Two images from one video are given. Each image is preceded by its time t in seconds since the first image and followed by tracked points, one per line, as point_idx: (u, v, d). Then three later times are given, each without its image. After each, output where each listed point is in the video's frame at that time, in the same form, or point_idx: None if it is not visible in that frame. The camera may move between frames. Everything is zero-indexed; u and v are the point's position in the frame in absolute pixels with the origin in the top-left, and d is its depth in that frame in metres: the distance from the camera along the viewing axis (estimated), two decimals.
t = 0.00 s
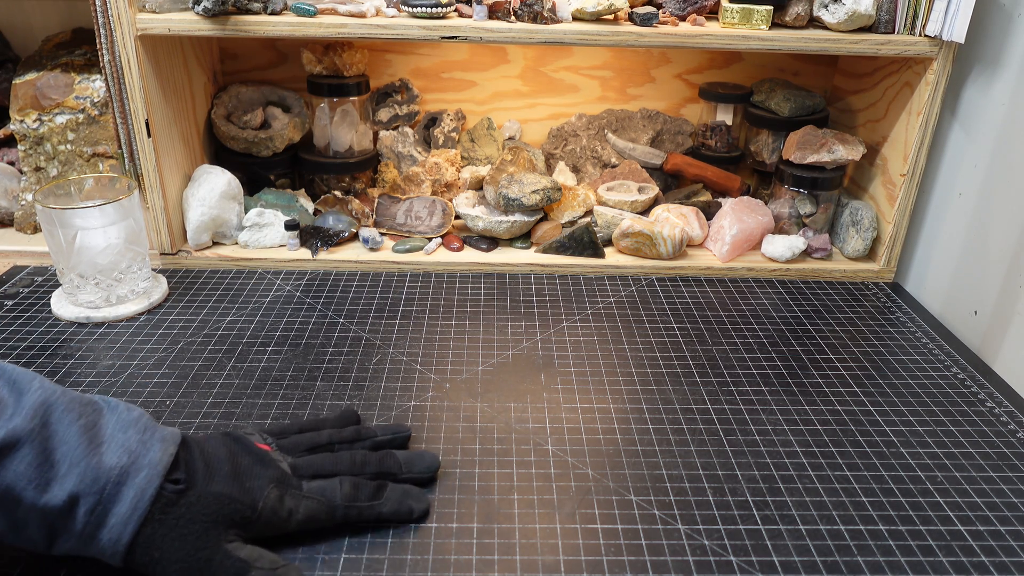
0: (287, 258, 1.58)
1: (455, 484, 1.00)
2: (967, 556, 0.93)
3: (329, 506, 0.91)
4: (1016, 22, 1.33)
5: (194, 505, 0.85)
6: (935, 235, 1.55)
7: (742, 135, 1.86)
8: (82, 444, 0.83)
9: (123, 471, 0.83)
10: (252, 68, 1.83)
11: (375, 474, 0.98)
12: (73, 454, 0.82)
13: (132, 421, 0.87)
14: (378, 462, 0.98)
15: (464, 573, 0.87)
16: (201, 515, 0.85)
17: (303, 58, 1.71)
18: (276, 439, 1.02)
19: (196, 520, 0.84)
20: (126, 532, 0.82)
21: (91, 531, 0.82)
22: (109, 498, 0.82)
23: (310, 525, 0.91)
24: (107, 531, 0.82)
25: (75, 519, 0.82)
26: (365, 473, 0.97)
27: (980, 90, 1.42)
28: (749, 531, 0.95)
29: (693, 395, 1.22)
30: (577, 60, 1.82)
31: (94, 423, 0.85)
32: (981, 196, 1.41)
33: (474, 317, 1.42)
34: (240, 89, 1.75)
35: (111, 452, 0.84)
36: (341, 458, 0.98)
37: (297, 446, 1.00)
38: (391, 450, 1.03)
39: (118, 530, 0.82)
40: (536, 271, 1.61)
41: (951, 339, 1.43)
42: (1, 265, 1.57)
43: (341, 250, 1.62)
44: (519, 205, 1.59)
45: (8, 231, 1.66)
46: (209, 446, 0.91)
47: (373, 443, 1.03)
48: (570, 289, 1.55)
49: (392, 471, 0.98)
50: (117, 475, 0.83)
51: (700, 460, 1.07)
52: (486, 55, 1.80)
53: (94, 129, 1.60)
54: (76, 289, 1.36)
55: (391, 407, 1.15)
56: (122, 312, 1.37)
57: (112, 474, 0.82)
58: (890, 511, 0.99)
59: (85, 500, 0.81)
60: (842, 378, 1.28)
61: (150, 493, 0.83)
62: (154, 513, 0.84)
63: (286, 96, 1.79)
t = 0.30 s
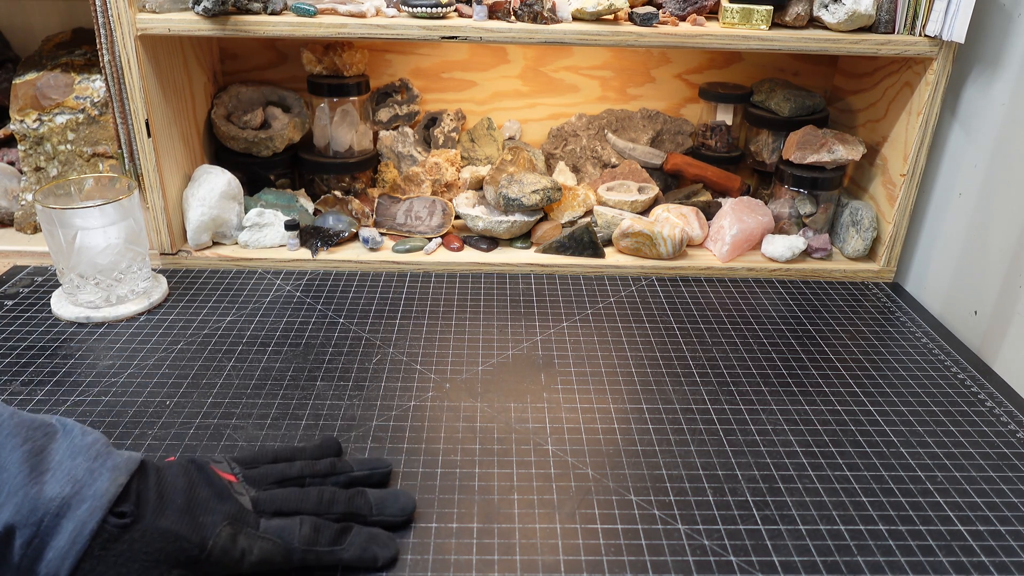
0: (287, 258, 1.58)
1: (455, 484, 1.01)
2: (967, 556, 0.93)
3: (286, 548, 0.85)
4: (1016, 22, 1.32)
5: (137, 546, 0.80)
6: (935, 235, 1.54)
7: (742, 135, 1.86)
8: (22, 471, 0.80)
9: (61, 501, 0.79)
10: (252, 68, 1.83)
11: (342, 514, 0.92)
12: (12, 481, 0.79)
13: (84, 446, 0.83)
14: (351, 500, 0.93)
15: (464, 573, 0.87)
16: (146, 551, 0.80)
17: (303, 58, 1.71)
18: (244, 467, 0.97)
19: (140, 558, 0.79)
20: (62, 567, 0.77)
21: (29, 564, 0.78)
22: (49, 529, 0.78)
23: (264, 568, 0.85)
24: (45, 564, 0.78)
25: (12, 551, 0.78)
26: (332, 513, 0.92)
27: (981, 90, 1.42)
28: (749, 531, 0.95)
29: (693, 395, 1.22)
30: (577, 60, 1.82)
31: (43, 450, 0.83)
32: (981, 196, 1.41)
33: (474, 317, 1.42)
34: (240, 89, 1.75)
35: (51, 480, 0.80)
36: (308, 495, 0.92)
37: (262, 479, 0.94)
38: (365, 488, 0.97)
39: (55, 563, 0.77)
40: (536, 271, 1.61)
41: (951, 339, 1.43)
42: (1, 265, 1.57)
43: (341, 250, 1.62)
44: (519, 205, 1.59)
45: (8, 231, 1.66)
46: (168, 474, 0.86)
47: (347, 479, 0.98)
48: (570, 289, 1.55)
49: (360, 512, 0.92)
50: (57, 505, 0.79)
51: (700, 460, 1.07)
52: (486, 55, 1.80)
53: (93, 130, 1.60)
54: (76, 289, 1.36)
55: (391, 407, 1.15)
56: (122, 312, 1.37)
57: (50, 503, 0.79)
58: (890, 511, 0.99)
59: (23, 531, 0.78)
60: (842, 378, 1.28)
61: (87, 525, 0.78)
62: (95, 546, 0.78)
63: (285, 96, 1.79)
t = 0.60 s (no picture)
0: (287, 258, 1.58)
1: (455, 484, 1.00)
2: (967, 556, 0.93)
3: (320, 467, 0.90)
4: (1016, 22, 1.33)
5: (170, 479, 0.81)
6: (935, 235, 1.55)
7: (742, 135, 1.87)
8: (52, 418, 0.79)
9: (93, 443, 0.79)
10: (252, 68, 1.83)
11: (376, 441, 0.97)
12: (42, 429, 0.79)
13: (111, 398, 0.84)
14: (364, 455, 0.91)
15: (464, 572, 0.87)
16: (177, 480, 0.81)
17: (303, 58, 1.71)
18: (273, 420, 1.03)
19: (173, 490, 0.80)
20: (99, 506, 0.76)
21: (63, 507, 0.77)
22: (80, 470, 0.78)
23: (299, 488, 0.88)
24: (79, 505, 0.77)
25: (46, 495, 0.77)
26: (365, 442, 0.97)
27: (981, 90, 1.42)
28: (749, 531, 0.95)
29: (693, 395, 1.22)
30: (577, 60, 1.82)
31: (70, 399, 0.82)
32: (981, 196, 1.41)
33: (474, 317, 1.42)
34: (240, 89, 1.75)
35: (82, 426, 0.80)
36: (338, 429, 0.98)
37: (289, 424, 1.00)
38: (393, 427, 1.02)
39: (90, 503, 0.77)
40: (537, 271, 1.61)
41: (951, 339, 1.43)
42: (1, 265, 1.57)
43: (341, 250, 1.62)
44: (519, 205, 1.59)
45: (8, 231, 1.66)
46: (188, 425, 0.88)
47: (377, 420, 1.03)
48: (570, 289, 1.55)
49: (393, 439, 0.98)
50: (88, 448, 0.78)
51: (700, 460, 1.07)
52: (486, 55, 1.80)
53: (94, 130, 1.60)
54: (76, 289, 1.36)
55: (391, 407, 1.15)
56: (121, 312, 1.37)
57: (81, 448, 0.78)
58: (890, 511, 0.99)
59: (55, 473, 0.77)
60: (842, 378, 1.28)
61: (121, 465, 0.78)
62: (124, 485, 0.78)
63: (286, 96, 1.79)
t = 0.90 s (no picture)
0: (287, 258, 1.58)
1: (455, 484, 1.00)
2: (967, 556, 0.93)
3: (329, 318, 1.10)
4: (1016, 22, 1.32)
5: (230, 348, 0.94)
6: (935, 235, 1.54)
7: (742, 135, 1.87)
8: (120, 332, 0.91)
9: (159, 340, 0.91)
10: (252, 68, 1.83)
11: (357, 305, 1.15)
12: (114, 339, 0.90)
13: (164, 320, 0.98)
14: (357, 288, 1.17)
15: (464, 572, 0.87)
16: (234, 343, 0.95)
17: (303, 58, 1.71)
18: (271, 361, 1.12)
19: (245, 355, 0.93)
20: (185, 380, 0.88)
21: (149, 395, 0.87)
22: (157, 361, 0.89)
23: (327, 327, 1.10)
24: (165, 388, 0.88)
25: (133, 385, 0.87)
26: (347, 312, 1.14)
27: (981, 90, 1.42)
28: (749, 531, 0.95)
29: (693, 395, 1.22)
30: (577, 59, 1.82)
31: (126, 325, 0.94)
32: (981, 196, 1.41)
33: (475, 317, 1.42)
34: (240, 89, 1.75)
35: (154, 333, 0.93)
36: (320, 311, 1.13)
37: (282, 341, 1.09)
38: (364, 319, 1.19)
39: (175, 381, 0.88)
40: (536, 271, 1.61)
41: (951, 338, 1.43)
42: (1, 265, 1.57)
43: (341, 250, 1.62)
44: (519, 205, 1.59)
45: (8, 231, 1.66)
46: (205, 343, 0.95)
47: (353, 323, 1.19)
48: (570, 289, 1.55)
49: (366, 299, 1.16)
50: (157, 346, 0.90)
51: (700, 460, 1.07)
52: (486, 55, 1.80)
53: (93, 130, 1.60)
54: (76, 289, 1.36)
55: (391, 407, 1.15)
56: (121, 312, 1.37)
57: (151, 344, 0.90)
58: (890, 511, 0.99)
59: (137, 365, 0.88)
60: (842, 378, 1.28)
61: (191, 346, 0.91)
62: (196, 360, 0.91)
63: (286, 96, 1.79)
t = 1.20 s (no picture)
0: (287, 258, 1.58)
1: (455, 484, 1.00)
2: (967, 556, 0.93)
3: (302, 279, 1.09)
4: (1016, 22, 1.33)
5: (217, 325, 0.94)
6: (935, 235, 1.54)
7: (742, 135, 1.87)
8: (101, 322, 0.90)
9: (143, 323, 0.91)
10: (252, 68, 1.83)
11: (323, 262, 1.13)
12: (97, 326, 0.90)
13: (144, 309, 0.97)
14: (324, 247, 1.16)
15: (464, 573, 0.87)
16: (222, 319, 0.95)
17: (303, 58, 1.71)
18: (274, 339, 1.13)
19: (233, 332, 0.94)
20: (174, 360, 0.89)
21: (139, 379, 0.87)
22: (142, 345, 0.89)
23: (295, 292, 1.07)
24: (154, 370, 0.88)
25: (121, 370, 0.87)
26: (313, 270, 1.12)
27: (980, 90, 1.42)
28: (749, 531, 0.95)
29: (693, 395, 1.22)
30: (577, 59, 1.82)
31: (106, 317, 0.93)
32: (981, 196, 1.41)
33: (474, 317, 1.42)
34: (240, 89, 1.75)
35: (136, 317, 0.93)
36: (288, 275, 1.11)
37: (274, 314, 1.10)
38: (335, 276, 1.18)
39: (163, 363, 0.88)
40: (536, 271, 1.61)
41: (951, 339, 1.43)
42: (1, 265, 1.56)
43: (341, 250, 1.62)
44: (519, 205, 1.59)
45: (8, 231, 1.66)
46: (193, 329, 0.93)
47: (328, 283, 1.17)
48: (570, 289, 1.55)
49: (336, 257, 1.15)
50: (139, 332, 0.90)
51: (700, 460, 1.07)
52: (486, 55, 1.80)
53: (93, 130, 1.60)
54: (76, 289, 1.36)
55: (391, 406, 1.15)
56: (121, 312, 1.36)
57: (135, 327, 0.90)
58: (890, 511, 0.99)
59: (122, 351, 0.88)
60: (842, 378, 1.28)
61: (173, 327, 0.91)
62: (182, 339, 0.91)
63: (286, 96, 1.79)
